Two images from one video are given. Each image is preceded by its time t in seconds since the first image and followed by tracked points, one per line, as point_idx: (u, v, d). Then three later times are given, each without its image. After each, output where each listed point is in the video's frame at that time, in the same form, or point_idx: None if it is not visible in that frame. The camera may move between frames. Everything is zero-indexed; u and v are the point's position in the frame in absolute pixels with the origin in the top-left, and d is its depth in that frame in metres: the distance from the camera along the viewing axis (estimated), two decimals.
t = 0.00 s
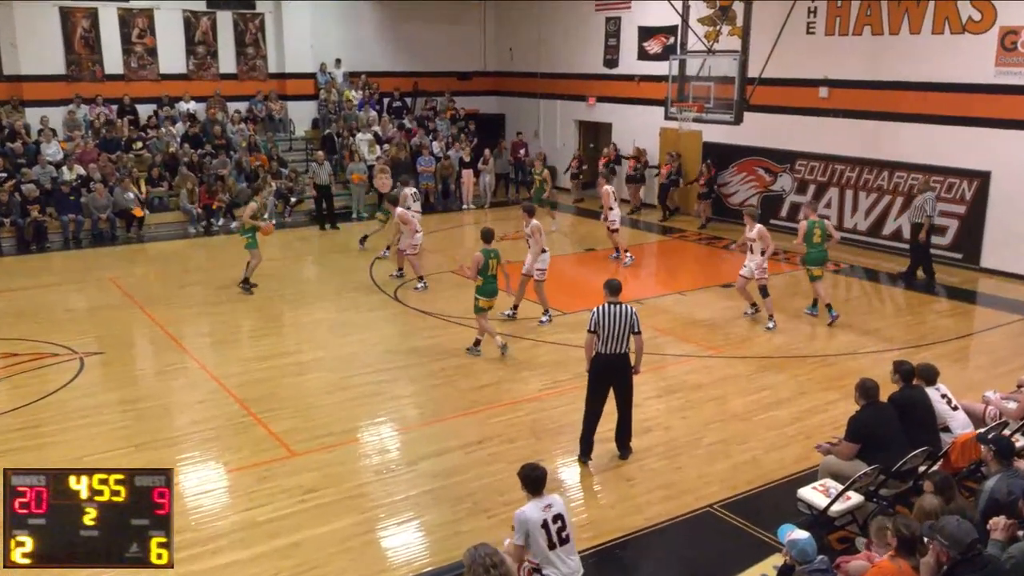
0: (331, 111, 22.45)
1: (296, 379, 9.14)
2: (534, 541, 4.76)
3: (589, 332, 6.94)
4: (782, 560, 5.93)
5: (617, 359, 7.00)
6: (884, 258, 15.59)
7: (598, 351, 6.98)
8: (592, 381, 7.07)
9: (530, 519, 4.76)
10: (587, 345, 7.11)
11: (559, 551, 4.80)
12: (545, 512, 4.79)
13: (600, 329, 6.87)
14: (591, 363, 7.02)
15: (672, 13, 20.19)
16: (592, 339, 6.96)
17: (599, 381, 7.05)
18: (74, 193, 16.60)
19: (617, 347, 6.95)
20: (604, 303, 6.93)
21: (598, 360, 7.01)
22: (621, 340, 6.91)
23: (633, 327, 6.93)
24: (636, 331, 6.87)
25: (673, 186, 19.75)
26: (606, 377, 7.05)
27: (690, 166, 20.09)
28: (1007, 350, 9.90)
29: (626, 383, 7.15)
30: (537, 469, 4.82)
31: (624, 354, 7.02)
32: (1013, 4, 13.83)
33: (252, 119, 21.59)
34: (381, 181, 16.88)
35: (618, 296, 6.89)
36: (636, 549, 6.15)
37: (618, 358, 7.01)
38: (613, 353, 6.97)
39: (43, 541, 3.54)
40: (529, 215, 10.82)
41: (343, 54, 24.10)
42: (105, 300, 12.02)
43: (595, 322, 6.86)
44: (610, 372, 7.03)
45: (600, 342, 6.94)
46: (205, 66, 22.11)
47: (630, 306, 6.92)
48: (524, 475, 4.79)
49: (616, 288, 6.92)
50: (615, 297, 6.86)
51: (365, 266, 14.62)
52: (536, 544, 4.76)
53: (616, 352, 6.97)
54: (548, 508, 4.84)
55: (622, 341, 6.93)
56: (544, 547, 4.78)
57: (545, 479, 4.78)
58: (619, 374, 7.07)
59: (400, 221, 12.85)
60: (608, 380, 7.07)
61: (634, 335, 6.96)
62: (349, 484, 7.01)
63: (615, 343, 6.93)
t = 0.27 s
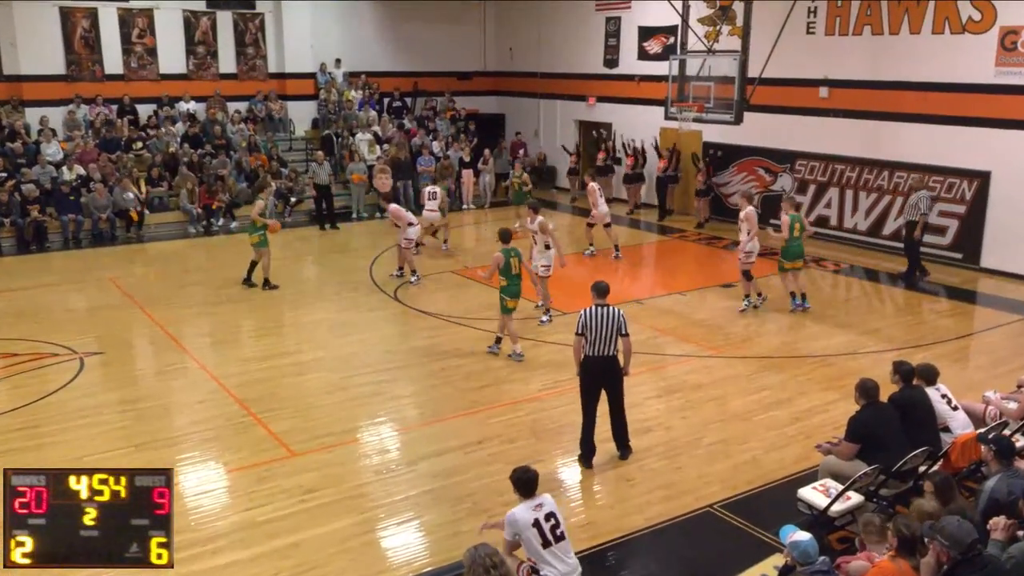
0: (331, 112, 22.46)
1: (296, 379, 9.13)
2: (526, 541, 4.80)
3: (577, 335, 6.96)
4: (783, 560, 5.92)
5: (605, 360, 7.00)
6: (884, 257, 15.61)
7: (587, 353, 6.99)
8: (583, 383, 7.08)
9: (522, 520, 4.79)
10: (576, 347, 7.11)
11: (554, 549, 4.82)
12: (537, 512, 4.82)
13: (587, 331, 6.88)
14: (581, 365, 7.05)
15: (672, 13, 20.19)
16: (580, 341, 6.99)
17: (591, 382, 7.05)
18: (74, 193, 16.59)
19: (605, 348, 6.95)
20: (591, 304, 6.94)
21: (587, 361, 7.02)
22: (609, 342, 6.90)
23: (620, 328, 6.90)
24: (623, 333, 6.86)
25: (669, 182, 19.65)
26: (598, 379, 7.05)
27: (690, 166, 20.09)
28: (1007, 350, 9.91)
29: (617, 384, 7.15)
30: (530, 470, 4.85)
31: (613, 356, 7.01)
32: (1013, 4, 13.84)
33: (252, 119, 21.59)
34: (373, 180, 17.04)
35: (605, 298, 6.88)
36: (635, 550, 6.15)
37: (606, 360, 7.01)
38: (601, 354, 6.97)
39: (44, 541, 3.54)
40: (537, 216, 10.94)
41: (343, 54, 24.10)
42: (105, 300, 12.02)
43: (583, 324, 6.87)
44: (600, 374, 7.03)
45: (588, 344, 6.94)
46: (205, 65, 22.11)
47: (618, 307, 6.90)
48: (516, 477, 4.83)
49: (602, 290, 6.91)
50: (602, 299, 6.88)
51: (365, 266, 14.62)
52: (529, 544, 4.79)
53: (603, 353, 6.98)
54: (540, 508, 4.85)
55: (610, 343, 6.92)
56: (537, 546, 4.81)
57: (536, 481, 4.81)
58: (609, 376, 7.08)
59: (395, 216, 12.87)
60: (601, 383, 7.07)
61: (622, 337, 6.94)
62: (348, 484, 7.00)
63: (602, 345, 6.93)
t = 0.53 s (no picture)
0: (331, 112, 22.49)
1: (296, 379, 9.14)
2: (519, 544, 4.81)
3: (569, 335, 6.98)
4: (783, 560, 5.92)
5: (599, 362, 6.97)
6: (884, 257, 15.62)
7: (580, 353, 6.99)
8: (578, 384, 7.06)
9: (513, 523, 4.81)
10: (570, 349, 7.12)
11: (551, 549, 4.81)
12: (530, 514, 4.83)
13: (579, 332, 6.89)
14: (575, 366, 7.03)
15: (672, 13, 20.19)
16: (573, 342, 7.02)
17: (586, 383, 7.03)
18: (75, 193, 16.59)
19: (597, 349, 6.93)
20: (583, 305, 6.96)
21: (580, 362, 7.00)
22: (601, 342, 6.89)
23: (612, 328, 6.91)
24: (616, 332, 6.86)
25: (669, 183, 19.64)
26: (593, 380, 7.02)
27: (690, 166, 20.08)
28: (1007, 350, 9.91)
29: (611, 386, 7.13)
30: (516, 477, 4.92)
31: (606, 357, 6.99)
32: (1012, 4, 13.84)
33: (252, 119, 21.58)
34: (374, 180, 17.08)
35: (596, 298, 6.92)
36: (635, 550, 6.15)
37: (599, 360, 6.99)
38: (593, 355, 6.95)
39: (44, 541, 3.54)
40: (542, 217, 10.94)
41: (343, 54, 24.10)
42: (104, 300, 12.03)
43: (575, 325, 6.89)
44: (595, 375, 7.00)
45: (581, 345, 6.94)
46: (205, 65, 22.10)
47: (610, 308, 6.93)
48: (502, 485, 4.89)
49: (595, 290, 6.93)
50: (594, 299, 6.90)
51: (365, 266, 14.62)
52: (523, 546, 4.80)
53: (597, 355, 6.95)
54: (531, 510, 4.86)
55: (603, 343, 6.91)
56: (533, 546, 4.80)
57: (523, 486, 4.87)
58: (603, 379, 7.05)
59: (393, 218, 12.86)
60: (594, 384, 7.05)
61: (615, 337, 6.93)
62: (348, 484, 7.01)
63: (595, 346, 6.91)
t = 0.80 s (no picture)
0: (330, 112, 22.50)
1: (295, 379, 9.14)
2: (519, 547, 4.81)
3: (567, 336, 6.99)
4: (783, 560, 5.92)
5: (598, 362, 6.97)
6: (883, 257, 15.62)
7: (578, 353, 6.99)
8: (578, 384, 7.07)
9: (511, 527, 4.80)
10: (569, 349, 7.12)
11: (551, 549, 4.81)
12: (527, 516, 4.83)
13: (577, 333, 6.90)
14: (574, 366, 7.03)
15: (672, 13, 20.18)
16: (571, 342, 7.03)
17: (586, 383, 7.04)
18: (75, 193, 16.59)
19: (596, 349, 6.94)
20: (581, 306, 6.96)
21: (579, 361, 7.00)
22: (600, 341, 6.90)
23: (611, 328, 6.91)
24: (614, 332, 6.86)
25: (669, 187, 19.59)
26: (592, 379, 7.03)
27: (690, 166, 20.08)
28: (1006, 350, 9.91)
29: (610, 386, 7.13)
30: (509, 481, 4.90)
31: (605, 357, 6.99)
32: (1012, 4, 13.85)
33: (252, 119, 21.58)
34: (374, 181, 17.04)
35: (595, 299, 6.93)
36: (635, 550, 6.14)
37: (597, 361, 6.98)
38: (592, 355, 6.96)
39: (43, 541, 3.54)
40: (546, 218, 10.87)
41: (343, 54, 24.11)
42: (105, 300, 12.03)
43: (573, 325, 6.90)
44: (594, 375, 7.01)
45: (579, 345, 6.95)
46: (205, 65, 22.10)
47: (608, 308, 6.93)
48: (497, 488, 4.86)
49: (593, 291, 6.94)
50: (592, 299, 6.91)
51: (365, 266, 14.62)
52: (521, 548, 4.80)
53: (596, 355, 6.95)
54: (527, 512, 4.86)
55: (601, 343, 6.92)
56: (533, 548, 4.80)
57: (517, 489, 4.85)
58: (602, 379, 7.05)
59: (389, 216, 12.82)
60: (592, 384, 7.05)
61: (614, 337, 6.94)
62: (348, 484, 7.00)
63: (594, 346, 6.92)
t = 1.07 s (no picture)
0: (330, 112, 22.50)
1: (295, 379, 9.14)
2: (519, 548, 4.81)
3: (568, 335, 7.01)
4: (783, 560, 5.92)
5: (598, 361, 6.97)
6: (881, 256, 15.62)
7: (578, 353, 7.00)
8: (579, 384, 7.08)
9: (511, 528, 4.80)
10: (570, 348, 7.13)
11: (551, 550, 4.81)
12: (526, 517, 4.83)
13: (577, 332, 6.91)
14: (575, 365, 7.04)
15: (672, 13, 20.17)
16: (571, 342, 7.03)
17: (587, 383, 7.05)
18: (76, 192, 16.56)
19: (596, 349, 6.94)
20: (581, 306, 6.94)
21: (579, 361, 7.01)
22: (600, 341, 6.89)
23: (611, 328, 6.90)
24: (614, 331, 6.85)
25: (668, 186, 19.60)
26: (593, 379, 7.04)
27: (689, 166, 20.08)
28: (1007, 350, 9.90)
29: (611, 385, 7.14)
30: (509, 481, 4.89)
31: (605, 356, 6.98)
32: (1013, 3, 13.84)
33: (252, 118, 21.58)
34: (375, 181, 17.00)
35: (595, 298, 6.90)
36: (634, 551, 6.13)
37: (598, 360, 6.98)
38: (591, 354, 6.96)
39: (43, 541, 3.55)
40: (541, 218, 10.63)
41: (343, 54, 24.11)
42: (105, 300, 12.04)
43: (573, 325, 6.90)
44: (595, 374, 7.02)
45: (579, 344, 6.96)
46: (205, 65, 22.09)
47: (608, 307, 6.91)
48: (497, 489, 4.85)
49: (593, 290, 6.92)
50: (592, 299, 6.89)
51: (365, 266, 14.62)
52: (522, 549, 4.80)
53: (596, 354, 6.96)
54: (526, 513, 4.85)
55: (601, 342, 6.91)
56: (534, 549, 4.80)
57: (517, 490, 4.83)
58: (602, 377, 7.06)
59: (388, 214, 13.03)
60: (593, 383, 7.06)
61: (614, 337, 6.92)
62: (348, 484, 7.01)
63: (594, 345, 6.92)
